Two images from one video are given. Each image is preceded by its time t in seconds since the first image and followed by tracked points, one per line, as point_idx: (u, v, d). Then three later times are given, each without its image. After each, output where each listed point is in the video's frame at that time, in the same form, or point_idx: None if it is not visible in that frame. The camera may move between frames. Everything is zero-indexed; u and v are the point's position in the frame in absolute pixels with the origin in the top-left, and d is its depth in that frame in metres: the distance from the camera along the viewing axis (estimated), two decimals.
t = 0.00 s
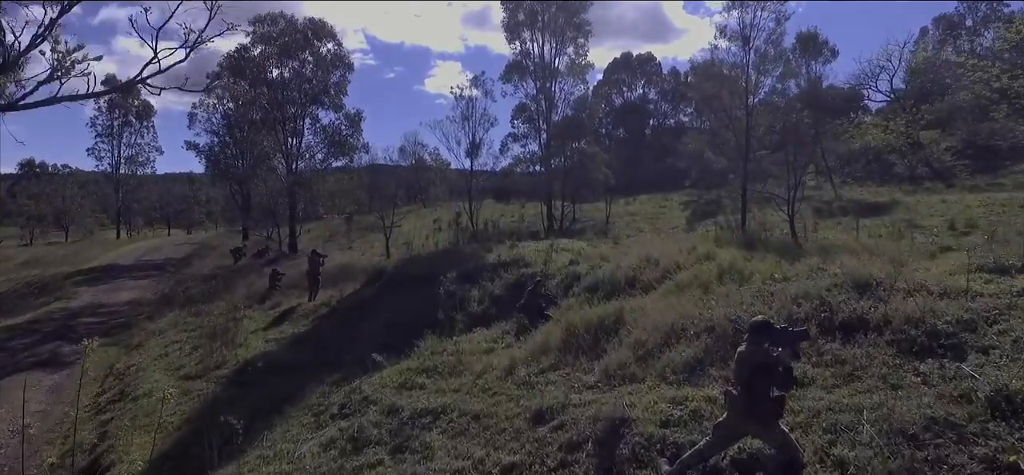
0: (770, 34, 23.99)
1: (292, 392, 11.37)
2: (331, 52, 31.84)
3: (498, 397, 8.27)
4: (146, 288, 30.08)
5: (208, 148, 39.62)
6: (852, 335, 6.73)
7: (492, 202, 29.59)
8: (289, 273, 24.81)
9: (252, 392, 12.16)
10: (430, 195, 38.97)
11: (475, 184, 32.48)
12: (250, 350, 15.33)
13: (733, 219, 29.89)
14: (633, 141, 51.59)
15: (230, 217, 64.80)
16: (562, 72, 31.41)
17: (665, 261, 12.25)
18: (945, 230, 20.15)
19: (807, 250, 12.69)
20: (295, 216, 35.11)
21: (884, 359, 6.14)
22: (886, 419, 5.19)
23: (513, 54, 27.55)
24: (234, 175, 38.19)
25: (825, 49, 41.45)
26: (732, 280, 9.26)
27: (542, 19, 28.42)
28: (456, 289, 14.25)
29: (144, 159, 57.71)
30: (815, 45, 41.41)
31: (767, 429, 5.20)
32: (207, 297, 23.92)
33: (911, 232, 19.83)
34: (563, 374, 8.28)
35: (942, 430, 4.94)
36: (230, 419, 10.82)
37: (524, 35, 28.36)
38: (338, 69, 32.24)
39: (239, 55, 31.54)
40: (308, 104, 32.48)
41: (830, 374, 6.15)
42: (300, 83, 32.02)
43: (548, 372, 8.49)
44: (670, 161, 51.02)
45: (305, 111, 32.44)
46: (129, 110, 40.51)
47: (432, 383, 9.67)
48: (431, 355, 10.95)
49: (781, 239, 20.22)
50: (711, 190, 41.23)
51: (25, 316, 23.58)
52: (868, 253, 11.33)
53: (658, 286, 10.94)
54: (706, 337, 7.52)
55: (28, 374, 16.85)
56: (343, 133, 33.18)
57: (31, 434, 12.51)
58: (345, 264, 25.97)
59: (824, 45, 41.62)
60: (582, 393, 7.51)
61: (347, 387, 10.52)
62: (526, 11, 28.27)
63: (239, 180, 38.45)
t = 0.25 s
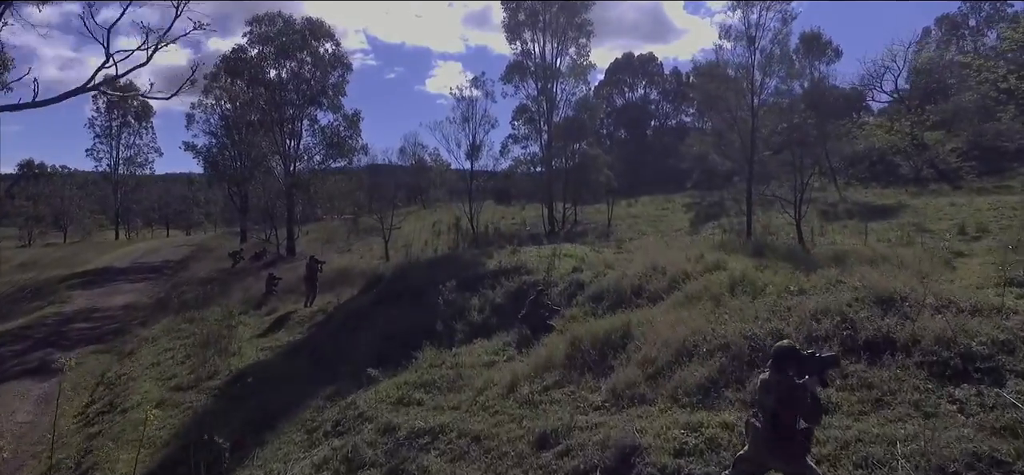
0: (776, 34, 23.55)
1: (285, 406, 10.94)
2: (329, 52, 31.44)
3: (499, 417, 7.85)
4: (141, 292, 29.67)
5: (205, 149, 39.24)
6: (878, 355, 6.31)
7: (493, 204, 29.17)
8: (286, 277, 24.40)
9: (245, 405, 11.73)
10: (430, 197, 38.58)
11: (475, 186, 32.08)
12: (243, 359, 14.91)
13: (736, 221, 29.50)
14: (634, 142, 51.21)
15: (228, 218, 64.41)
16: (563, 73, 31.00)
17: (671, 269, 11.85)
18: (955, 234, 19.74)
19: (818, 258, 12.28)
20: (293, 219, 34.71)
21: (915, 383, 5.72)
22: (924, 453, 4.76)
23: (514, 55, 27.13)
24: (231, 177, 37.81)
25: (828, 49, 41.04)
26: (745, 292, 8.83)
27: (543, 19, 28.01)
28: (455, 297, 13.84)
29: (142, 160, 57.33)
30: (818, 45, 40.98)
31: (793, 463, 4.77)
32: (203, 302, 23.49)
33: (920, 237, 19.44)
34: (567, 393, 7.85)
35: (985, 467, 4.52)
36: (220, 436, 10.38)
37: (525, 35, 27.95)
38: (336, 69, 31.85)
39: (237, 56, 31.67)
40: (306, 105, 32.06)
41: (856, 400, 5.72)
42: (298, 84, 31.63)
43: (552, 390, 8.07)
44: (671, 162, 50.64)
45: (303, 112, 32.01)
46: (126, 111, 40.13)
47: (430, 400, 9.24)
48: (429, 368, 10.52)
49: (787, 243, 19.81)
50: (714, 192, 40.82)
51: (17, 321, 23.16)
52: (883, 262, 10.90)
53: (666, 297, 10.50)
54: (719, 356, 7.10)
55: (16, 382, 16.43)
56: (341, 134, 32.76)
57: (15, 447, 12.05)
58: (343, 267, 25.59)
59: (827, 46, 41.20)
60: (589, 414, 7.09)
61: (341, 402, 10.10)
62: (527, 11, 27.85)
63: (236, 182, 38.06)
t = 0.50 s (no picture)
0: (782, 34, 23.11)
1: (277, 422, 10.51)
2: (327, 52, 30.99)
3: (500, 439, 7.41)
4: (137, 296, 29.28)
5: (203, 150, 38.84)
6: (907, 380, 5.90)
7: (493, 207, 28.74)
8: (284, 282, 24.00)
9: (236, 419, 11.31)
10: (429, 198, 38.20)
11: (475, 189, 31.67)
12: (237, 369, 14.49)
13: (740, 224, 29.08)
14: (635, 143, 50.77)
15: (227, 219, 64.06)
16: (564, 74, 30.57)
17: (679, 278, 11.43)
18: (965, 238, 19.33)
19: (831, 267, 11.85)
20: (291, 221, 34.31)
21: (950, 413, 5.32)
22: None
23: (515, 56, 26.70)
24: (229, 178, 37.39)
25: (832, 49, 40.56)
26: (758, 306, 8.42)
27: (544, 19, 27.57)
28: (455, 305, 13.41)
29: (140, 161, 56.92)
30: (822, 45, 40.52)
31: None
32: (198, 307, 23.08)
33: (929, 242, 19.03)
34: (572, 414, 7.43)
35: None
36: (208, 454, 9.95)
37: (526, 36, 27.51)
38: (335, 70, 31.40)
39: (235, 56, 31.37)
40: (304, 106, 31.60)
41: (886, 429, 5.28)
42: (296, 84, 31.21)
43: (556, 411, 7.64)
44: (673, 163, 50.23)
45: (301, 113, 31.54)
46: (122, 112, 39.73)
47: (428, 418, 8.83)
48: (427, 383, 10.10)
49: (794, 248, 19.38)
50: (716, 193, 40.41)
51: (10, 326, 22.77)
52: (897, 272, 10.51)
53: (674, 309, 10.10)
54: (735, 377, 6.67)
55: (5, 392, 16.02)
56: (340, 135, 32.31)
57: None
58: (342, 271, 25.19)
59: (831, 45, 40.74)
60: (596, 439, 6.66)
61: (335, 419, 9.67)
62: (527, 11, 27.40)
63: (234, 184, 37.66)
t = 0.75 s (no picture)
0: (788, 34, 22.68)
1: (268, 439, 10.10)
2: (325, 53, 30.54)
3: (499, 464, 6.98)
4: (132, 300, 28.86)
5: (201, 152, 38.45)
6: (940, 408, 5.58)
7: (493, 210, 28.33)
8: (280, 287, 23.60)
9: (227, 434, 10.89)
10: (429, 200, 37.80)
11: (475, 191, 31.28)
12: (229, 379, 14.07)
13: (744, 227, 28.68)
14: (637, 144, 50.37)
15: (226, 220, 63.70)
16: (565, 75, 30.15)
17: (686, 289, 11.01)
18: (975, 242, 18.94)
19: (844, 277, 11.43)
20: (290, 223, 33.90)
21: (991, 447, 5.01)
22: None
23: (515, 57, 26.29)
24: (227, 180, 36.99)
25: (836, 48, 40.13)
26: (771, 322, 8.01)
27: (544, 19, 27.13)
28: (454, 315, 12.99)
29: (138, 162, 56.50)
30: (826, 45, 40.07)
31: None
32: (193, 312, 22.64)
33: (939, 247, 18.62)
34: (577, 438, 7.01)
35: None
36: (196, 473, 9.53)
37: (526, 36, 27.09)
38: (333, 71, 30.97)
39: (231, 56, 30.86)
40: (301, 108, 31.20)
41: (922, 465, 4.93)
42: (294, 86, 30.78)
43: (560, 433, 7.23)
44: (675, 164, 49.84)
45: (299, 115, 31.12)
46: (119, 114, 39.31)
47: (425, 438, 8.41)
48: (424, 399, 9.69)
49: (802, 253, 18.98)
50: (719, 195, 40.04)
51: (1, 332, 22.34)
52: (913, 283, 10.13)
53: (682, 322, 9.67)
54: (752, 402, 6.25)
55: None
56: (338, 137, 31.90)
57: None
58: (340, 275, 24.77)
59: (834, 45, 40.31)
60: (604, 466, 6.25)
61: (328, 437, 9.25)
62: (528, 11, 26.99)
63: (232, 186, 37.26)
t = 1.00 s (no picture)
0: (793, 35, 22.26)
1: (259, 457, 9.68)
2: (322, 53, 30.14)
3: None
4: (128, 304, 28.47)
5: (198, 153, 38.05)
6: (978, 442, 5.27)
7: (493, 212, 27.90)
8: (277, 292, 23.20)
9: (217, 451, 10.47)
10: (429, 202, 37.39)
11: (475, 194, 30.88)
12: (221, 390, 13.66)
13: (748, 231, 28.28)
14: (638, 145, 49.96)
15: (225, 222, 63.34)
16: (566, 76, 29.74)
17: (694, 300, 10.59)
18: (985, 248, 18.53)
19: (857, 287, 11.01)
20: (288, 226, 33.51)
21: None
22: None
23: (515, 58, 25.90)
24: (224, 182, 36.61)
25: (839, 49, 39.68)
26: (787, 340, 7.62)
27: (545, 19, 26.72)
28: (453, 325, 12.57)
29: (137, 163, 56.13)
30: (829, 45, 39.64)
31: None
32: (188, 318, 22.23)
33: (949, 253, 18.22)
34: (583, 465, 6.57)
35: None
36: None
37: (527, 37, 26.68)
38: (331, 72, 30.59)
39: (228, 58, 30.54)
40: (299, 109, 30.81)
41: None
42: (292, 87, 30.39)
43: (565, 459, 6.80)
44: (677, 166, 49.44)
45: (296, 116, 30.74)
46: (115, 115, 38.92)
47: (422, 459, 7.98)
48: (422, 416, 9.27)
49: (809, 259, 18.56)
50: (721, 197, 39.63)
51: None
52: (931, 295, 9.73)
53: (691, 336, 9.28)
54: (771, 431, 5.83)
55: None
56: (336, 139, 31.50)
57: None
58: (337, 280, 24.37)
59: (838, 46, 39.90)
60: None
61: (321, 457, 8.84)
62: (528, 11, 26.58)
63: (230, 188, 36.87)
